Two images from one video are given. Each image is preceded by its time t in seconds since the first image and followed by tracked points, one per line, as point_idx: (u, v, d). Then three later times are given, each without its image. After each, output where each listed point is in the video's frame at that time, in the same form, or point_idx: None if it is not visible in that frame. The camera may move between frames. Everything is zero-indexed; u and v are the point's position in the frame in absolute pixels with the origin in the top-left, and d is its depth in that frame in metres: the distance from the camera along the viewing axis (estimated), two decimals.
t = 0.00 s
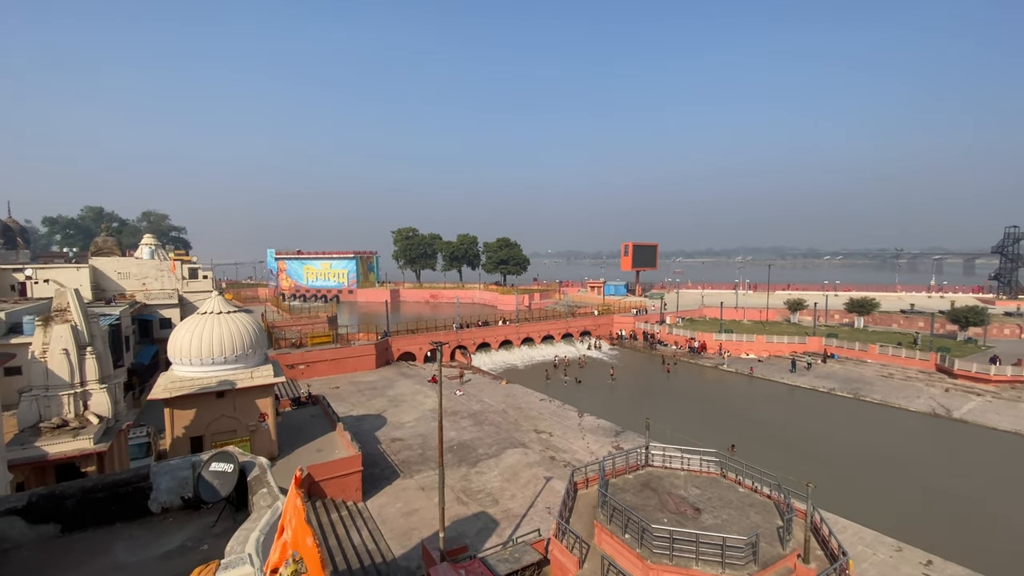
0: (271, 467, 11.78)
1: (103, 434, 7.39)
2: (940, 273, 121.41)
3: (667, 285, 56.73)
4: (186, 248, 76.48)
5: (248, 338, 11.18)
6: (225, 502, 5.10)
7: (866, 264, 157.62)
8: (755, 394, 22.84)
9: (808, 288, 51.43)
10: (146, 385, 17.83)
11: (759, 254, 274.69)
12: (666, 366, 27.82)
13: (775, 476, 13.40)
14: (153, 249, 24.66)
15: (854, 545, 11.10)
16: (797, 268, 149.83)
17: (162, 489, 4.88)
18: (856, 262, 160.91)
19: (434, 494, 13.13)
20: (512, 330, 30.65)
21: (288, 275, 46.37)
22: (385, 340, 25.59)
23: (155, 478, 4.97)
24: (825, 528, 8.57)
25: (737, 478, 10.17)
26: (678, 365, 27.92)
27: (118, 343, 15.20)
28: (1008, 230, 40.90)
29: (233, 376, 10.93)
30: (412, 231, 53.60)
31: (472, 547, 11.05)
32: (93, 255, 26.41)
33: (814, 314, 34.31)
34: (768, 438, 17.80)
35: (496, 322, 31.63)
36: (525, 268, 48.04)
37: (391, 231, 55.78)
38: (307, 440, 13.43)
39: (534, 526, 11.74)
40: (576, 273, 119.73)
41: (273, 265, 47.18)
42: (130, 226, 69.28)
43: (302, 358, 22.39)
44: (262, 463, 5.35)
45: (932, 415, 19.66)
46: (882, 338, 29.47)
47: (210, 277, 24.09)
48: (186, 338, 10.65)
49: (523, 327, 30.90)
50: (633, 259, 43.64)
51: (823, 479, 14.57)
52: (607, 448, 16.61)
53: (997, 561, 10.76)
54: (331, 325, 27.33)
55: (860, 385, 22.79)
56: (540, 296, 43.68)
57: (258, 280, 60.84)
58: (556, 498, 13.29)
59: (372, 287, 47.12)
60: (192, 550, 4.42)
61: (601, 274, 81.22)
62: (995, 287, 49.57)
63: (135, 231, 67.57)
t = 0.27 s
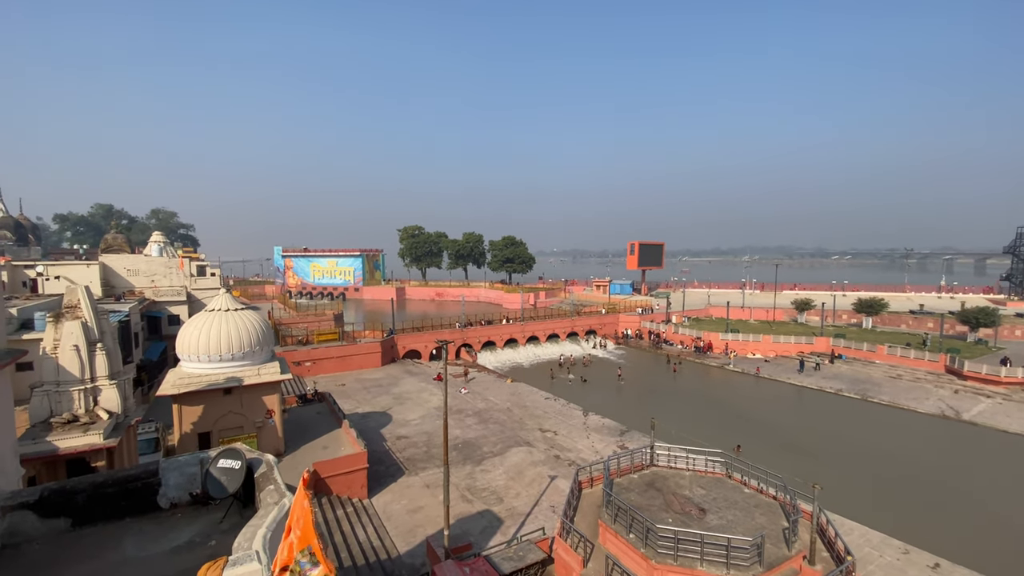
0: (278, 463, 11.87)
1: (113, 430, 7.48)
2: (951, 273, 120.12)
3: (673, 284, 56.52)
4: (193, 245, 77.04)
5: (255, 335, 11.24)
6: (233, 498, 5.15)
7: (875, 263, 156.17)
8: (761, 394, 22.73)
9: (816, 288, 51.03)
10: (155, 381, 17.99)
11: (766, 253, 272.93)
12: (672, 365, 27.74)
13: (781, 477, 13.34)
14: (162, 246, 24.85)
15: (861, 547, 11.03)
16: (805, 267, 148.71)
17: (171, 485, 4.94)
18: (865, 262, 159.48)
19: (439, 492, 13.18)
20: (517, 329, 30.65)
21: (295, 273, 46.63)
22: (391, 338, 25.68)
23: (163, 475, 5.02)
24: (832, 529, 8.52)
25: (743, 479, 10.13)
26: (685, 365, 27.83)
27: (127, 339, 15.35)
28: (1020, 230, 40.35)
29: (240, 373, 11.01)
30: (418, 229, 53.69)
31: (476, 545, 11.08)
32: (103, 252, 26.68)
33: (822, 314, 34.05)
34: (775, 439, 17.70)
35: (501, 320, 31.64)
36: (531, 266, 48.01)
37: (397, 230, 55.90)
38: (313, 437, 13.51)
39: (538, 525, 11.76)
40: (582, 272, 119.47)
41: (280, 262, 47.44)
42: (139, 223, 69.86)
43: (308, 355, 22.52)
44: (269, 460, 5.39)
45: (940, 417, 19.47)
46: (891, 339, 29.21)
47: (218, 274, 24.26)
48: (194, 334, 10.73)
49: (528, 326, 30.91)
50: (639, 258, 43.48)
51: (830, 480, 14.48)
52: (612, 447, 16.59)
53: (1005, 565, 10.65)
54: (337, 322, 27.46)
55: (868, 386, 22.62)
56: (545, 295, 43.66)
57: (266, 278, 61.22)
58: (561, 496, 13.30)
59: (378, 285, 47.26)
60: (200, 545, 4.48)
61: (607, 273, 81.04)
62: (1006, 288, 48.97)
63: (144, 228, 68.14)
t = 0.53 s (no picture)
0: (281, 461, 11.90)
1: (117, 427, 7.52)
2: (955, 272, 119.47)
3: (676, 283, 56.39)
4: (197, 243, 77.32)
5: (259, 333, 11.28)
6: (237, 496, 5.16)
7: (879, 263, 155.49)
8: (765, 394, 22.66)
9: (819, 287, 50.82)
10: (159, 379, 18.08)
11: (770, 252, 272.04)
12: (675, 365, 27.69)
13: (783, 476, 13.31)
14: (166, 244, 24.94)
15: (864, 548, 11.00)
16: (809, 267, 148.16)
17: (175, 483, 4.96)
18: (869, 262, 158.78)
19: (442, 490, 13.21)
20: (519, 327, 30.65)
21: (298, 271, 46.74)
22: (394, 336, 25.73)
23: (167, 473, 5.03)
24: (835, 530, 8.49)
25: (745, 479, 10.11)
26: (687, 364, 27.78)
27: (132, 337, 15.43)
28: None
29: (244, 370, 11.06)
30: (421, 228, 53.71)
31: (478, 543, 11.10)
32: (108, 250, 26.80)
33: (825, 313, 33.91)
34: (778, 439, 17.66)
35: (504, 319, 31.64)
36: (533, 265, 47.99)
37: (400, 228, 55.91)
38: (316, 435, 13.55)
39: (540, 524, 11.77)
40: (585, 270, 119.77)
41: (283, 260, 47.54)
42: (143, 222, 70.22)
43: (311, 353, 22.58)
44: (273, 458, 5.41)
45: (945, 417, 19.36)
46: (895, 339, 29.09)
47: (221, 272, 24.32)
48: (197, 332, 10.77)
49: (530, 325, 30.90)
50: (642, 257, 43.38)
51: (833, 481, 14.43)
52: (614, 446, 16.59)
53: (1010, 566, 10.59)
54: (340, 321, 27.52)
55: (871, 386, 22.54)
56: (548, 293, 43.64)
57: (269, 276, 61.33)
58: (563, 495, 13.31)
59: (381, 283, 47.31)
60: (204, 543, 4.49)
61: (610, 272, 80.94)
62: (1011, 288, 48.66)
63: (148, 226, 68.38)
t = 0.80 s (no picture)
0: (282, 460, 11.91)
1: (118, 426, 7.53)
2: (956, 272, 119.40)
3: (676, 283, 56.38)
4: (197, 242, 77.39)
5: (259, 333, 11.28)
6: (238, 496, 5.17)
7: (879, 263, 155.43)
8: (765, 394, 22.66)
9: (819, 287, 50.80)
10: (160, 378, 18.10)
11: (770, 252, 272.02)
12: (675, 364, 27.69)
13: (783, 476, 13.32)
14: (166, 243, 24.94)
15: (864, 548, 11.01)
16: (809, 266, 148.14)
17: (175, 483, 4.96)
18: (869, 261, 158.74)
19: (442, 490, 13.22)
20: (520, 327, 30.65)
21: (299, 271, 46.76)
22: (394, 336, 25.73)
23: (168, 473, 5.04)
24: (835, 530, 8.49)
25: (745, 479, 10.12)
26: (687, 364, 27.78)
27: (132, 336, 15.44)
28: None
29: (244, 370, 11.06)
30: (422, 227, 53.71)
31: (478, 543, 11.11)
32: (108, 249, 26.81)
33: (826, 313, 33.90)
34: (778, 439, 17.67)
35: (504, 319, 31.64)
36: (534, 265, 47.99)
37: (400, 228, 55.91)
38: (317, 434, 13.57)
39: (541, 523, 11.78)
40: (585, 270, 119.80)
41: (283, 260, 47.55)
42: (143, 221, 70.25)
43: (312, 353, 22.60)
44: (274, 458, 5.41)
45: (945, 417, 19.36)
46: (895, 339, 29.09)
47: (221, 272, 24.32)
48: (198, 332, 10.78)
49: (531, 324, 30.90)
50: (642, 256, 43.37)
51: (833, 481, 14.44)
52: (614, 446, 16.60)
53: (1009, 566, 10.60)
54: (340, 320, 27.54)
55: (871, 386, 22.54)
56: (548, 293, 43.64)
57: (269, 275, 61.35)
58: (563, 495, 13.32)
59: (381, 283, 47.33)
60: (205, 543, 4.50)
61: (610, 271, 80.92)
62: (1011, 288, 48.63)
63: (148, 226, 68.41)
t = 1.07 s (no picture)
0: (279, 461, 11.89)
1: (113, 427, 7.50)
2: (951, 271, 119.97)
3: (674, 282, 56.43)
4: (193, 242, 77.08)
5: (256, 334, 11.23)
6: (235, 498, 5.16)
7: (875, 263, 156.19)
8: (762, 393, 22.74)
9: (815, 286, 51.00)
10: (156, 379, 18.04)
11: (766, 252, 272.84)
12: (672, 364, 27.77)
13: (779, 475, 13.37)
14: (162, 243, 24.84)
15: (860, 546, 11.06)
16: (805, 266, 148.65)
17: (172, 483, 4.96)
18: (865, 260, 159.40)
19: (440, 490, 13.21)
20: (517, 327, 30.66)
21: (296, 270, 46.66)
22: (392, 336, 25.70)
23: (165, 474, 5.03)
24: (831, 528, 8.53)
25: (742, 478, 10.13)
26: (685, 363, 27.85)
27: (128, 337, 15.38)
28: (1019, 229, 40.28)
29: (241, 370, 11.01)
30: (419, 227, 53.64)
31: (476, 543, 11.11)
32: (103, 249, 26.67)
33: (822, 312, 34.03)
34: (775, 437, 17.73)
35: (501, 318, 31.62)
36: (531, 264, 47.99)
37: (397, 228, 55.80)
38: (314, 435, 13.55)
39: (538, 523, 11.79)
40: (582, 270, 119.82)
41: (280, 260, 47.44)
42: (139, 221, 69.98)
43: (308, 353, 22.54)
44: (271, 459, 5.41)
45: (940, 415, 19.44)
46: (890, 338, 29.23)
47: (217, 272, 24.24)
48: (195, 332, 10.72)
49: (528, 324, 30.91)
50: (639, 256, 43.43)
51: (829, 479, 14.51)
52: (612, 445, 16.62)
53: (1004, 564, 10.65)
54: (337, 320, 27.49)
55: (867, 385, 22.66)
56: (545, 292, 43.65)
57: (266, 275, 61.16)
58: (561, 494, 13.34)
59: (378, 283, 47.26)
60: (202, 544, 4.49)
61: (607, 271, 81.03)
62: (1005, 287, 48.89)
63: (144, 226, 68.16)
